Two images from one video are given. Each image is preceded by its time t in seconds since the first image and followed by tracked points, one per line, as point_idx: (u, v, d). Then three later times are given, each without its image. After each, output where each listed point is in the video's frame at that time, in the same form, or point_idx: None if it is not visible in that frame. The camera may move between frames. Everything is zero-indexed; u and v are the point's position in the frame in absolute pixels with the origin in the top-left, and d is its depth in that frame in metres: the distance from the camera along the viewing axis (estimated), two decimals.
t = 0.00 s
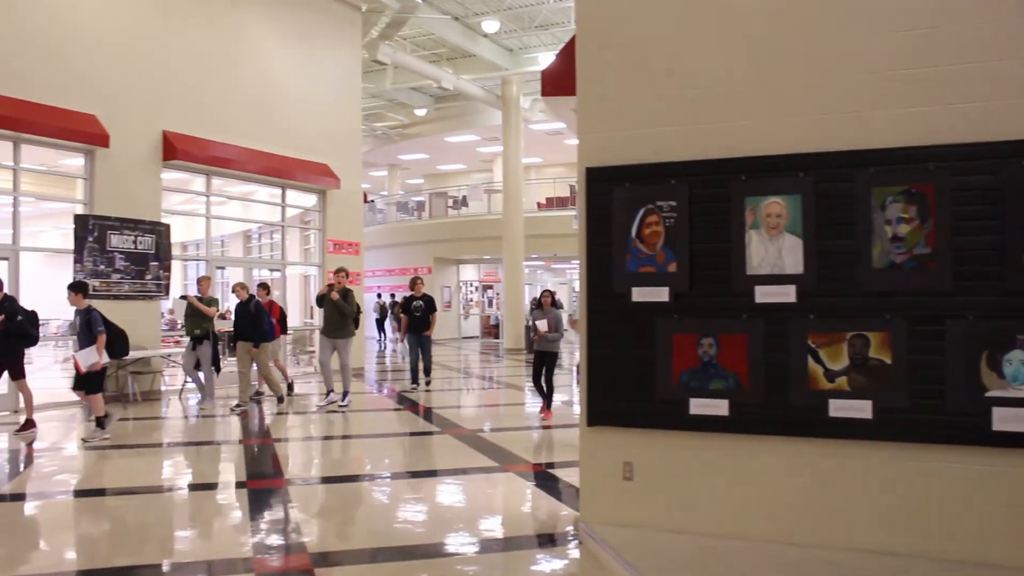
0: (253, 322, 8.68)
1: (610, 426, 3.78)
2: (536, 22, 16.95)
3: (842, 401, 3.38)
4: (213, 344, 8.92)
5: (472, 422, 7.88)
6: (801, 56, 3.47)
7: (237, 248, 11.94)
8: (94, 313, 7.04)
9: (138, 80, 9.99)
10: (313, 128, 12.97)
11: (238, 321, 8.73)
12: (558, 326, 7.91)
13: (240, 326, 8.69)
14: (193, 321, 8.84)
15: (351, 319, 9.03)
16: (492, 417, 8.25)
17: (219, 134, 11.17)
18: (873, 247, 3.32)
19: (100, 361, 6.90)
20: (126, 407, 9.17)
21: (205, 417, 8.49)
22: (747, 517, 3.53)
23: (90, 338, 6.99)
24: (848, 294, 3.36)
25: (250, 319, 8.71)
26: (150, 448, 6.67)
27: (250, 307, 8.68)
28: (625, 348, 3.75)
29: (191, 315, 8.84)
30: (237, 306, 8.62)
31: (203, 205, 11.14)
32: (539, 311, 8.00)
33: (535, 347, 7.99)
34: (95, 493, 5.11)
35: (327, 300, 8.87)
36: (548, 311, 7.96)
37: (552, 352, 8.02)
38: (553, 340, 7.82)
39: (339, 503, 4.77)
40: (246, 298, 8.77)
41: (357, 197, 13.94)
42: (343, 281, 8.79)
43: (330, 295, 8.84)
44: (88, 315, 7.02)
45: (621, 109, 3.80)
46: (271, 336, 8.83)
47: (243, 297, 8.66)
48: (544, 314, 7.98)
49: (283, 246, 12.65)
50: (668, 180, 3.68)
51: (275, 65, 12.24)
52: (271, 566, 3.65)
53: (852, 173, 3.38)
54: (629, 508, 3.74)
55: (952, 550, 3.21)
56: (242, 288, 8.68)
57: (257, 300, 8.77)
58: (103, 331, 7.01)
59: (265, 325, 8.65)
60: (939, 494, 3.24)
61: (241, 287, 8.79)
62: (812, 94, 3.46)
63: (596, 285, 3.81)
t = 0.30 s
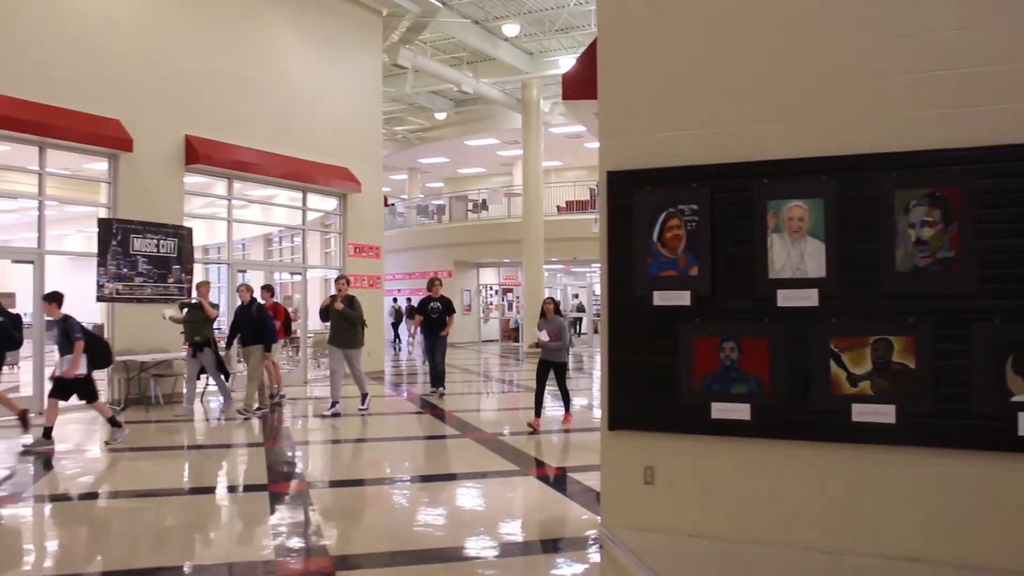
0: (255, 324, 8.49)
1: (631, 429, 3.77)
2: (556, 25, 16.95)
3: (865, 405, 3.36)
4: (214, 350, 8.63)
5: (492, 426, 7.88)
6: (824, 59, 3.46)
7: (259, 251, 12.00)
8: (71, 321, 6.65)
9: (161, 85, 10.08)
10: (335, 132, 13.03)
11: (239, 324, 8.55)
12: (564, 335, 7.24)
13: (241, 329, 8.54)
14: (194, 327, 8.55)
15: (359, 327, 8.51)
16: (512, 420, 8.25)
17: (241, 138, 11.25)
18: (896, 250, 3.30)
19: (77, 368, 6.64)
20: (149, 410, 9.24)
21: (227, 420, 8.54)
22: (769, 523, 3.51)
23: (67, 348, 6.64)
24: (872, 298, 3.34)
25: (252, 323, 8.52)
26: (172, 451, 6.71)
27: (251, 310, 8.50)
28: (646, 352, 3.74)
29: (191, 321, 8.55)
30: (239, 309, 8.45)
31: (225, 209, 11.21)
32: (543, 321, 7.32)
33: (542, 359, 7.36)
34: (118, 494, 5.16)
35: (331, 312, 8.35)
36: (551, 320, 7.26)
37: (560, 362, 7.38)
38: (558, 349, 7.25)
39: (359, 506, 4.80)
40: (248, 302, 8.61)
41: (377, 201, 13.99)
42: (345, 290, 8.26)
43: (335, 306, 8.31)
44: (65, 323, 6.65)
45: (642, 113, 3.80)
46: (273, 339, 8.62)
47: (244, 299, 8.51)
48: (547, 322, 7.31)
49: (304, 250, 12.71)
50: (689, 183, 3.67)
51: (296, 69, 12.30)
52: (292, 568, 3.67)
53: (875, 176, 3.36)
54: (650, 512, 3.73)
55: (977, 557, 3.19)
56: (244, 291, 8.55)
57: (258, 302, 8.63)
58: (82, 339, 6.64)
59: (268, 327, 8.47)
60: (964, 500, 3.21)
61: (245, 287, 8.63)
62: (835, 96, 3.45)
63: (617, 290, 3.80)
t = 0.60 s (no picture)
0: (252, 326, 8.49)
1: (648, 432, 3.77)
2: (571, 28, 16.94)
3: (883, 408, 3.34)
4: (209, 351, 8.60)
5: (508, 427, 7.90)
6: (841, 61, 3.45)
7: (275, 254, 12.04)
8: (47, 319, 6.64)
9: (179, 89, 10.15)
10: (352, 135, 13.09)
11: (236, 326, 8.56)
12: (564, 336, 7.03)
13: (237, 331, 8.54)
14: (190, 327, 8.47)
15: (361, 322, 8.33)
16: (528, 422, 8.26)
17: (258, 141, 11.31)
18: (915, 253, 3.29)
19: (53, 368, 6.57)
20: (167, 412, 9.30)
21: (244, 422, 8.59)
22: (788, 526, 3.50)
23: (43, 346, 6.61)
24: (890, 300, 3.33)
25: (249, 325, 8.54)
26: (189, 452, 6.75)
27: (250, 312, 8.51)
28: (664, 355, 3.74)
29: (189, 321, 8.45)
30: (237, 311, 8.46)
31: (242, 212, 11.28)
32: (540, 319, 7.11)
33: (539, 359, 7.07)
34: (137, 495, 5.20)
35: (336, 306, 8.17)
36: (550, 319, 7.05)
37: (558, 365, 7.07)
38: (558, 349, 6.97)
39: (375, 507, 4.83)
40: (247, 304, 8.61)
41: (393, 204, 14.03)
42: (348, 286, 8.07)
43: (339, 301, 8.13)
44: (41, 321, 6.63)
45: (659, 115, 3.80)
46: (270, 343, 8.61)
47: (245, 301, 8.50)
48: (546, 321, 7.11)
49: (320, 252, 12.77)
50: (707, 186, 3.67)
51: (313, 73, 12.36)
52: (309, 569, 3.69)
53: (893, 178, 3.35)
54: (667, 514, 3.72)
55: (998, 560, 3.17)
56: (245, 292, 8.53)
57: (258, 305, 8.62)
58: (57, 336, 6.61)
59: (264, 331, 8.45)
60: (983, 503, 3.19)
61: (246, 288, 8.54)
62: (853, 98, 3.44)
63: (634, 293, 3.81)
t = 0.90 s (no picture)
0: (246, 326, 8.14)
1: (666, 433, 3.76)
2: (591, 28, 16.91)
3: (903, 412, 3.32)
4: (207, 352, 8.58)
5: (525, 427, 7.91)
6: (863, 61, 3.43)
7: (293, 253, 12.09)
8: (16, 322, 6.31)
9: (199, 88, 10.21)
10: (371, 135, 13.12)
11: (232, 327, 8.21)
12: (567, 340, 6.82)
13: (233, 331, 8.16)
14: (187, 328, 8.49)
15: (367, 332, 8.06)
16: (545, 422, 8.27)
17: (277, 140, 11.37)
18: (937, 256, 3.27)
19: (22, 372, 6.29)
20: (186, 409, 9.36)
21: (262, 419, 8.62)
22: (806, 530, 3.49)
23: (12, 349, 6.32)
24: (910, 303, 3.31)
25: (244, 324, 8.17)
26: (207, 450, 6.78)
27: (245, 311, 8.18)
28: (682, 357, 3.74)
29: (185, 322, 8.46)
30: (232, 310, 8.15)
31: (262, 210, 11.34)
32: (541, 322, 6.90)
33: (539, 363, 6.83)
34: (156, 492, 5.23)
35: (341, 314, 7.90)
36: (552, 322, 6.85)
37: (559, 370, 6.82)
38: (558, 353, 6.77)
39: (391, 505, 4.85)
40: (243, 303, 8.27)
41: (412, 204, 14.06)
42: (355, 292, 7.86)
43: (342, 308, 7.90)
44: (10, 323, 6.31)
45: (679, 116, 3.79)
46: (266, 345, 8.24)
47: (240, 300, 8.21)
48: (548, 324, 6.89)
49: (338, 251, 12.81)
50: (727, 187, 3.66)
51: (333, 72, 12.40)
52: (325, 568, 3.70)
53: (915, 180, 3.33)
54: (684, 516, 3.71)
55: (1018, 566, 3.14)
56: (239, 292, 8.27)
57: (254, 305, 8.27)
58: (26, 341, 6.28)
59: (257, 330, 8.10)
60: (1004, 508, 3.17)
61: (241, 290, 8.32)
62: (874, 101, 3.42)
63: (653, 294, 3.80)
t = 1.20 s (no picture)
0: (238, 326, 8.15)
1: (683, 432, 3.76)
2: (604, 27, 16.90)
3: (921, 410, 3.30)
4: (203, 351, 8.40)
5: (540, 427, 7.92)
6: (878, 58, 3.42)
7: (308, 254, 12.12)
8: None
9: (214, 90, 10.25)
10: (386, 136, 13.17)
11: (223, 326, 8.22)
12: (562, 337, 6.69)
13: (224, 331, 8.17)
14: (180, 328, 8.30)
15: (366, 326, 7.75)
16: (560, 421, 8.27)
17: (292, 142, 11.41)
18: (954, 252, 3.24)
19: None
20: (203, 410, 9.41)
21: (278, 420, 8.66)
22: (824, 528, 3.47)
23: None
24: (928, 301, 3.29)
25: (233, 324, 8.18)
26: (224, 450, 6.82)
27: (233, 311, 8.16)
28: (699, 355, 3.73)
29: (179, 321, 8.29)
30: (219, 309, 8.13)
31: (277, 212, 11.38)
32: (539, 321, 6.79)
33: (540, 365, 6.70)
34: (175, 492, 5.26)
35: (336, 310, 7.56)
36: (549, 320, 6.72)
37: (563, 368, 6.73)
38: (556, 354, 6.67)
39: (408, 505, 4.87)
40: (231, 303, 8.28)
41: (426, 204, 14.08)
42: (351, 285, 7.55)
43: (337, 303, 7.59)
44: None
45: (693, 114, 3.79)
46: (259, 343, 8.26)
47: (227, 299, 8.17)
48: (544, 323, 6.75)
49: (353, 252, 12.84)
50: (742, 185, 3.66)
51: (347, 74, 12.43)
52: (343, 567, 3.71)
53: (932, 176, 3.31)
54: (702, 516, 3.70)
55: None
56: (226, 290, 8.22)
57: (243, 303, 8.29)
58: None
59: (251, 329, 8.12)
60: None
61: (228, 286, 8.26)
62: (889, 96, 3.40)
63: (669, 292, 3.80)
